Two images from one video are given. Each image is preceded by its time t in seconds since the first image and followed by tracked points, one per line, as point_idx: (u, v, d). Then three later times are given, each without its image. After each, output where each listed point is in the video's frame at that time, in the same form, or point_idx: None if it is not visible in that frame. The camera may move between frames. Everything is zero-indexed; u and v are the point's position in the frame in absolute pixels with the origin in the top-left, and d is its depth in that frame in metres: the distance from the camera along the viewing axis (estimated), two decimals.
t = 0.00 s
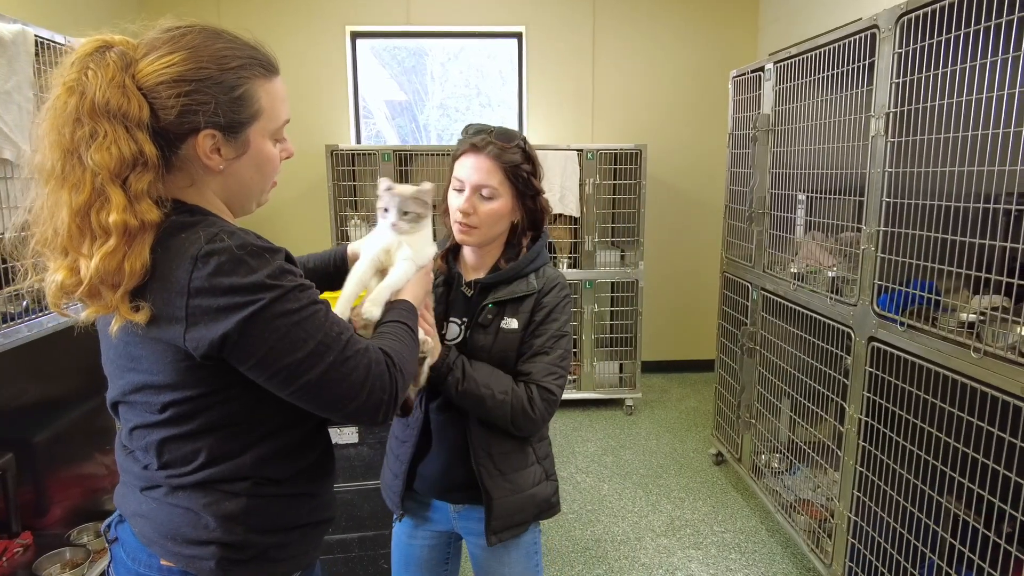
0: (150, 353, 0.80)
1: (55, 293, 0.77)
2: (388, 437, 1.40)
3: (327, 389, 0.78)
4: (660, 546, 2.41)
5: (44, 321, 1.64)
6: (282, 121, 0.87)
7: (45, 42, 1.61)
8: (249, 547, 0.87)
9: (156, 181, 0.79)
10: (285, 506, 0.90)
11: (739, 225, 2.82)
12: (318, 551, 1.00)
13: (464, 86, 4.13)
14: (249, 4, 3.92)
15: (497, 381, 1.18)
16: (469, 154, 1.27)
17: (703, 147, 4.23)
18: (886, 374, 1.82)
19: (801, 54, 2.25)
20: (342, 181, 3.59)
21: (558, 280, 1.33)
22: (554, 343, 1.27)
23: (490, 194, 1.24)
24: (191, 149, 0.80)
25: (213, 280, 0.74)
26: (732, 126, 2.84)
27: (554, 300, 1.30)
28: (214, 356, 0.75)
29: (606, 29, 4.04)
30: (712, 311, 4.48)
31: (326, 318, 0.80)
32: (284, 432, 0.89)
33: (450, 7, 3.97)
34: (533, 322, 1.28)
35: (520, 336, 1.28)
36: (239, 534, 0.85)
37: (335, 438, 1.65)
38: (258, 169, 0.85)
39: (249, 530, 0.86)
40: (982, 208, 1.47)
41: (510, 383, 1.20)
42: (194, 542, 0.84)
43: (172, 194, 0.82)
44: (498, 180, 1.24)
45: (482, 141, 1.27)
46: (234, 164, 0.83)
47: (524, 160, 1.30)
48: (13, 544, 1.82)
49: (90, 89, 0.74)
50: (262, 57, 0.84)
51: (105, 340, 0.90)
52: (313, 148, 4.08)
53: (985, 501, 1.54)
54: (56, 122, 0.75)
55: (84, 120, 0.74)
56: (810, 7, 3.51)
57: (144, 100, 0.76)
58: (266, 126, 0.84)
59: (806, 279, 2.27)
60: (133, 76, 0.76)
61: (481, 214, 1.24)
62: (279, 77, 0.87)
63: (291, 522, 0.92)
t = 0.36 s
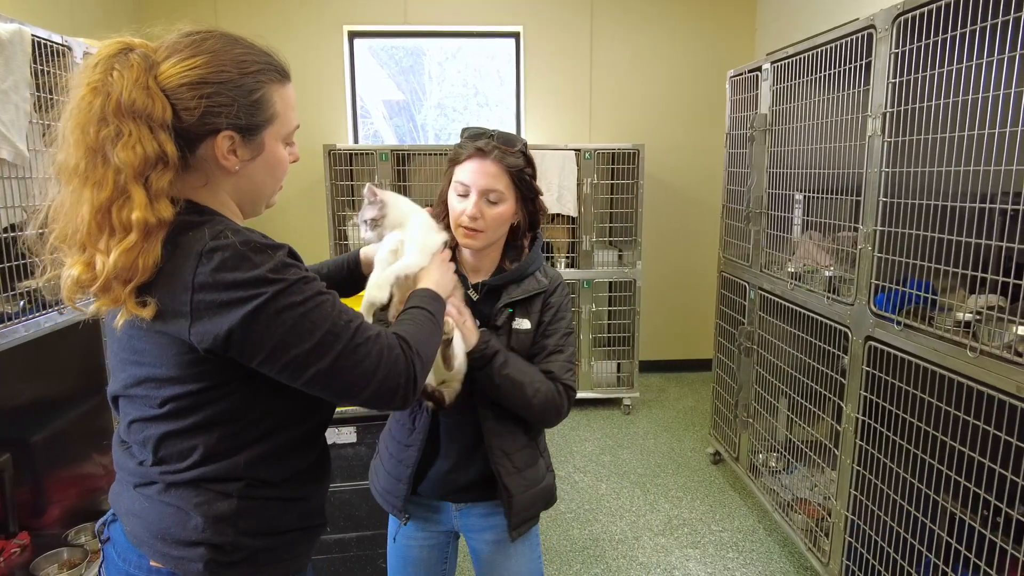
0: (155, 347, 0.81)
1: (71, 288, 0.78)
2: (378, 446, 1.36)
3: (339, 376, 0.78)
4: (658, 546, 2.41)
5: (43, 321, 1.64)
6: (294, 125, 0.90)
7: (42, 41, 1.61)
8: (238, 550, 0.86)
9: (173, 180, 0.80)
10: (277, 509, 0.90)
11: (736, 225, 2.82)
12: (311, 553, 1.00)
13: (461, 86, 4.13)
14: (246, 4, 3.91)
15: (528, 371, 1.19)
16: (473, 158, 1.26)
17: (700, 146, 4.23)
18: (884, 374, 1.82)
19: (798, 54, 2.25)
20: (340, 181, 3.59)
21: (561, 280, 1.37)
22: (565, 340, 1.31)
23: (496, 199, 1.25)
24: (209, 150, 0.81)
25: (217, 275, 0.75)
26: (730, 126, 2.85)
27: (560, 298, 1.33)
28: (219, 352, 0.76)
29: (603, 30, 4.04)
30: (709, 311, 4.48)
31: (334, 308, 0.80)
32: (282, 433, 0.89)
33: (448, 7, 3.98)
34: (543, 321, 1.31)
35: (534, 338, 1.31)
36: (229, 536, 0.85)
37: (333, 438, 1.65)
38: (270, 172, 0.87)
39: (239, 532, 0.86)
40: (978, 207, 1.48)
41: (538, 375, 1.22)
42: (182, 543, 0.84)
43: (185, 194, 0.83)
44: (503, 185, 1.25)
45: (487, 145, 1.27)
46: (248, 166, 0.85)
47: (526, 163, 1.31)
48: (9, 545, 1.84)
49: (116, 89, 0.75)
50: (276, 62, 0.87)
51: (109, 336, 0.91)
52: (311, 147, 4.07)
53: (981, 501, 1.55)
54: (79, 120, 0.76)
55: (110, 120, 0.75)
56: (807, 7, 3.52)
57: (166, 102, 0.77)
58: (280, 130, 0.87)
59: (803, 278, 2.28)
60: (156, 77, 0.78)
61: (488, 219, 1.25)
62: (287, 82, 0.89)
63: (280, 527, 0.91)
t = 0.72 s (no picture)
0: (156, 329, 0.83)
1: (77, 271, 0.81)
2: (402, 451, 1.33)
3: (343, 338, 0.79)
4: (657, 544, 2.42)
5: (42, 321, 1.64)
6: (296, 115, 0.94)
7: (41, 41, 1.61)
8: (234, 541, 0.87)
9: (179, 166, 0.84)
10: (274, 502, 0.91)
11: (735, 225, 2.83)
12: (311, 548, 1.00)
13: (460, 85, 4.13)
14: (244, 3, 3.91)
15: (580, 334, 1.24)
16: (495, 146, 1.26)
17: (698, 146, 4.24)
18: (881, 372, 1.83)
19: (796, 55, 2.26)
20: (338, 180, 3.59)
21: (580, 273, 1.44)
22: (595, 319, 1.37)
23: (521, 185, 1.26)
24: (215, 137, 0.85)
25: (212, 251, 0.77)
26: (728, 126, 2.86)
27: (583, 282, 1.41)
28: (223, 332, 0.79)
29: (601, 30, 4.05)
30: (707, 310, 4.49)
31: (330, 275, 0.81)
32: (282, 420, 0.89)
33: (445, 7, 3.98)
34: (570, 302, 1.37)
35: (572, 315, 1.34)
36: (225, 526, 0.86)
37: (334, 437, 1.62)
38: (275, 158, 0.91)
39: (236, 522, 0.87)
40: (976, 208, 1.49)
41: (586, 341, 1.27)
42: (180, 529, 0.85)
43: (191, 182, 0.87)
44: (526, 170, 1.26)
45: (507, 132, 1.27)
46: (254, 152, 0.89)
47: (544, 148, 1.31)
48: (10, 545, 1.86)
49: (125, 78, 0.79)
50: (276, 54, 0.91)
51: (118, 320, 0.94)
52: (309, 147, 4.07)
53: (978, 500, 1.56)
54: (90, 109, 0.80)
55: (119, 106, 0.79)
56: (805, 9, 3.53)
57: (174, 91, 0.82)
58: (283, 118, 0.90)
59: (801, 278, 2.28)
60: (164, 69, 0.83)
61: (515, 205, 1.26)
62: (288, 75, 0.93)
63: (277, 518, 0.91)
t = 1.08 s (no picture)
0: (156, 315, 0.87)
1: (89, 262, 0.86)
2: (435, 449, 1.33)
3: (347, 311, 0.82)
4: (655, 543, 2.43)
5: (43, 320, 1.65)
6: (297, 113, 0.94)
7: (41, 41, 1.61)
8: (220, 526, 0.88)
9: (181, 162, 0.86)
10: (264, 491, 0.91)
11: (732, 224, 2.84)
12: (308, 539, 1.01)
13: (458, 85, 4.14)
14: (243, 3, 3.91)
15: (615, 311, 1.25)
16: (520, 139, 1.27)
17: (696, 146, 4.25)
18: (877, 371, 1.85)
19: (793, 55, 2.28)
20: (337, 180, 3.59)
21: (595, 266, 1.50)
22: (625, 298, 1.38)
23: (548, 175, 1.29)
24: (216, 133, 0.87)
25: (209, 238, 0.79)
26: (726, 127, 2.87)
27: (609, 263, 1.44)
28: (230, 318, 0.82)
29: (599, 30, 4.06)
30: (706, 309, 4.50)
31: (327, 255, 0.84)
32: (276, 406, 0.89)
33: (444, 7, 3.98)
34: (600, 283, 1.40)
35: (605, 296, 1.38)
36: (213, 510, 0.87)
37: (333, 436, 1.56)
38: (276, 154, 0.91)
39: (225, 509, 0.88)
40: (970, 207, 1.50)
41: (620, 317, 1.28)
42: (171, 513, 0.88)
43: (193, 179, 0.88)
44: (552, 160, 1.28)
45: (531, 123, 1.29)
46: (255, 149, 0.90)
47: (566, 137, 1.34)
48: (10, 544, 1.87)
49: (130, 80, 0.83)
50: (276, 56, 0.93)
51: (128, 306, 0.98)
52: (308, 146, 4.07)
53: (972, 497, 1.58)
54: (99, 110, 0.84)
55: (123, 106, 0.83)
56: (803, 9, 3.54)
57: (176, 91, 0.84)
58: (282, 116, 0.91)
59: (798, 277, 2.29)
60: (167, 71, 0.86)
61: (543, 195, 1.30)
62: (287, 75, 0.94)
63: (269, 507, 0.92)
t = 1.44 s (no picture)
0: (155, 310, 0.88)
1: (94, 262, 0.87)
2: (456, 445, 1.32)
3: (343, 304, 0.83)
4: (654, 542, 2.44)
5: (43, 319, 1.65)
6: (296, 113, 0.95)
7: (39, 41, 1.61)
8: (207, 516, 0.89)
9: (182, 162, 0.87)
10: (255, 482, 0.91)
11: (730, 224, 2.85)
12: (300, 531, 1.01)
13: (457, 85, 4.15)
14: (242, 3, 3.91)
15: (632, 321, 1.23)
16: (536, 145, 1.29)
17: (694, 146, 4.26)
18: (875, 370, 1.86)
19: (791, 56, 2.29)
20: (336, 180, 3.60)
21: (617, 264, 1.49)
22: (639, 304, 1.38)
23: (567, 178, 1.30)
24: (216, 133, 0.87)
25: (209, 233, 0.80)
26: (724, 127, 2.87)
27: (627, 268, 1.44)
28: (230, 312, 0.82)
29: (598, 30, 4.06)
30: (704, 309, 4.51)
31: (325, 249, 0.84)
32: (269, 398, 0.89)
33: (443, 6, 3.99)
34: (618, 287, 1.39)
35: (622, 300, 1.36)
36: (201, 498, 0.88)
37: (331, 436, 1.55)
38: (276, 154, 0.92)
39: (214, 499, 0.88)
40: (967, 207, 1.51)
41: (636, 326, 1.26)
42: (161, 502, 0.89)
43: (195, 179, 0.89)
44: (570, 163, 1.29)
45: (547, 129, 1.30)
46: (255, 148, 0.90)
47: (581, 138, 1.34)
48: (9, 544, 1.87)
49: (131, 85, 0.84)
50: (272, 59, 0.93)
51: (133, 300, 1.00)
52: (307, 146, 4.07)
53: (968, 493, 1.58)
54: (103, 115, 0.86)
55: (124, 110, 0.84)
56: (801, 8, 3.55)
57: (175, 94, 0.85)
58: (280, 116, 0.91)
59: (796, 277, 2.30)
60: (168, 76, 0.87)
61: (563, 198, 1.32)
62: (285, 77, 0.95)
63: (260, 498, 0.92)
